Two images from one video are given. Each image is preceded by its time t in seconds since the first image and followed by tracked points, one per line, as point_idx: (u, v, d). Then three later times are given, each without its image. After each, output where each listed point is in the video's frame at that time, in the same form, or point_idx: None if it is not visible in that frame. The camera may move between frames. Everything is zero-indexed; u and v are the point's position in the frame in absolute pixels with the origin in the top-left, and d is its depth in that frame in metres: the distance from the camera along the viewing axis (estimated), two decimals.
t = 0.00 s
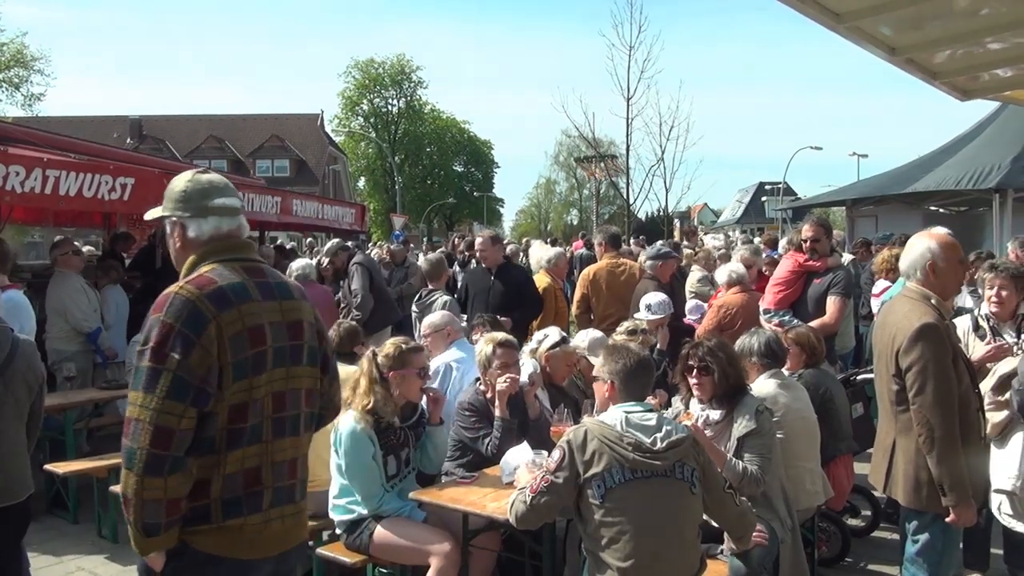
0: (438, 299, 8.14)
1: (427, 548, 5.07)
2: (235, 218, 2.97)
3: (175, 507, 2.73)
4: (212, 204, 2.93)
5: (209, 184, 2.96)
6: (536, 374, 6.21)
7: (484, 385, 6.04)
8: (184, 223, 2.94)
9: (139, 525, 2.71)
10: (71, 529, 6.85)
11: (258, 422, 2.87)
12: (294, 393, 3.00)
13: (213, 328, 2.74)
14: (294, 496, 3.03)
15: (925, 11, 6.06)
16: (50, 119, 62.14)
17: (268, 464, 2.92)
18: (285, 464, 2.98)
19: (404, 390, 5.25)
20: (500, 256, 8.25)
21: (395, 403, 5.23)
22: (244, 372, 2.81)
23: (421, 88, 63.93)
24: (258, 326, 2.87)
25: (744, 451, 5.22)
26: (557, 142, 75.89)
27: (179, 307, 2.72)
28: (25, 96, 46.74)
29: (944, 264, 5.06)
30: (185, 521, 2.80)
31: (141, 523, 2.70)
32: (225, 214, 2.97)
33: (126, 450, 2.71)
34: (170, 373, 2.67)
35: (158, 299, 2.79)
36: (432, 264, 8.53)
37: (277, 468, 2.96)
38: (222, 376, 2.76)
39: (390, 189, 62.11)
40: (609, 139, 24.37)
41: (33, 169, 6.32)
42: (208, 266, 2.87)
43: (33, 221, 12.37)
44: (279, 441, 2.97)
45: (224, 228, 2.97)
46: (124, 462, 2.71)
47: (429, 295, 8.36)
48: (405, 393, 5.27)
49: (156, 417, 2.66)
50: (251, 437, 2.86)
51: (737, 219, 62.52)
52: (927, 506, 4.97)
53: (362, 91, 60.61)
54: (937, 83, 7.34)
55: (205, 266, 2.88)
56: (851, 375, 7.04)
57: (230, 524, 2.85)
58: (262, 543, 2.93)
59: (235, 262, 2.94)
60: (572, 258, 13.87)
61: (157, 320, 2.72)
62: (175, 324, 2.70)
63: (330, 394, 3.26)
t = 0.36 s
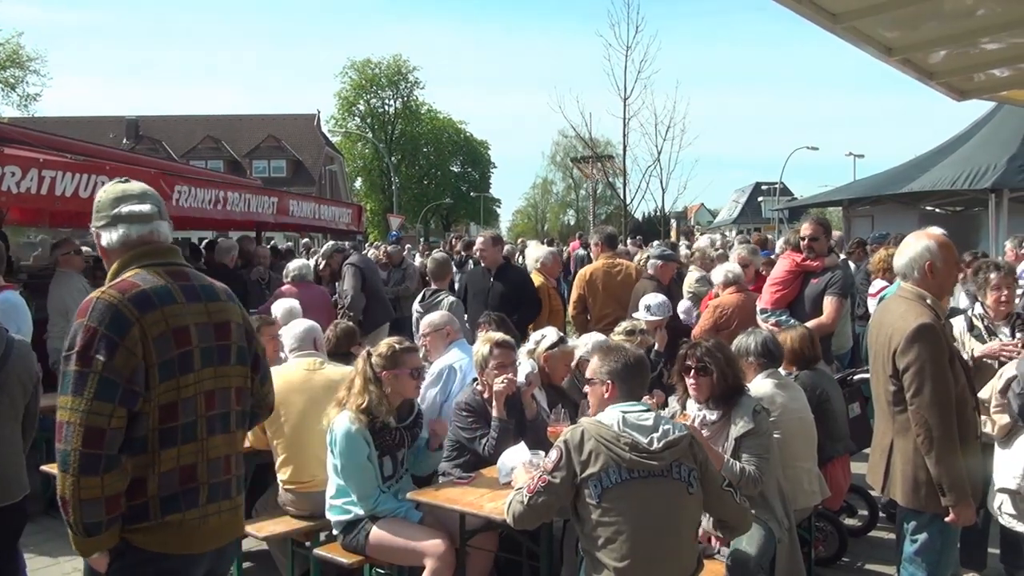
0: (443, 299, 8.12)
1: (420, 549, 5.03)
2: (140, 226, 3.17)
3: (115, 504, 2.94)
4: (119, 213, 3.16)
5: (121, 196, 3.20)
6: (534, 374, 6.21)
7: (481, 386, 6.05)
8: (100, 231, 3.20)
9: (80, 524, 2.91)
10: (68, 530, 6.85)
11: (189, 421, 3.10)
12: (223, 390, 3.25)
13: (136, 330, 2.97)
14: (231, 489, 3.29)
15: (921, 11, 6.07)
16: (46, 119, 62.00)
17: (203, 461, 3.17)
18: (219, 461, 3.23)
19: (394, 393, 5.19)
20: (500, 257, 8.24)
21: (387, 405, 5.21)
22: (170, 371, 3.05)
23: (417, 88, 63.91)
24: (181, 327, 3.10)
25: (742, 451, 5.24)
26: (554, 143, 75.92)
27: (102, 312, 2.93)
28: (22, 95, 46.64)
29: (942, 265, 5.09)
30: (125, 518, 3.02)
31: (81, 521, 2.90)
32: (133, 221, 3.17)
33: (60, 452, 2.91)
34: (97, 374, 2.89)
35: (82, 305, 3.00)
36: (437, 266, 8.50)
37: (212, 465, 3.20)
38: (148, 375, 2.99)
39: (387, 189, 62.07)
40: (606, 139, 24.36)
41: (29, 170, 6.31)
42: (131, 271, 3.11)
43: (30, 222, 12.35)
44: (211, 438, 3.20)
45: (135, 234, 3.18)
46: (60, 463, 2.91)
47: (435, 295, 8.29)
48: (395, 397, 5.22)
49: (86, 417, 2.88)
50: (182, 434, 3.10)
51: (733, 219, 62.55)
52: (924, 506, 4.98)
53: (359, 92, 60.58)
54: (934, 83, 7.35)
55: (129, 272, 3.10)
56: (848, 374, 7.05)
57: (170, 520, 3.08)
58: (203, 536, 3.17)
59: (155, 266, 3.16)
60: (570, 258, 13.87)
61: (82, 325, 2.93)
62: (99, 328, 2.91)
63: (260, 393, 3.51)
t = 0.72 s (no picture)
0: (449, 299, 8.12)
1: (420, 547, 5.01)
2: (98, 217, 3.35)
3: (56, 478, 3.11)
4: (78, 204, 3.34)
5: (81, 189, 3.38)
6: (536, 373, 6.21)
7: (483, 385, 6.04)
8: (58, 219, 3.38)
9: (21, 494, 3.07)
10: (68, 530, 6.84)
11: (132, 404, 3.29)
12: (170, 377, 3.44)
13: (91, 315, 3.16)
14: (169, 474, 3.47)
15: (921, 10, 6.07)
16: (46, 119, 61.99)
17: (143, 443, 3.35)
18: (159, 445, 3.41)
19: (399, 392, 5.20)
20: (500, 257, 8.24)
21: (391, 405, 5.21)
22: (121, 355, 3.24)
23: (418, 87, 63.91)
24: (134, 315, 3.29)
25: (741, 448, 5.25)
26: (554, 142, 75.92)
27: (60, 295, 3.12)
28: (22, 96, 46.67)
29: (940, 263, 5.10)
30: (65, 493, 3.19)
31: (22, 492, 3.07)
32: (91, 213, 3.35)
33: (8, 423, 3.08)
34: (49, 353, 3.07)
35: (40, 288, 3.18)
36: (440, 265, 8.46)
37: (152, 448, 3.38)
38: (98, 358, 3.17)
39: (387, 189, 62.05)
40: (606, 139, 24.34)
41: (29, 170, 6.31)
42: (89, 260, 3.29)
43: (31, 223, 12.37)
44: (154, 422, 3.39)
45: (92, 225, 3.35)
46: (6, 435, 3.08)
47: (440, 296, 8.25)
48: (398, 398, 5.22)
49: (36, 393, 3.05)
50: (127, 417, 3.28)
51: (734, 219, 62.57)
52: (924, 505, 4.98)
53: (360, 92, 60.58)
54: (934, 83, 7.34)
55: (87, 260, 3.29)
56: (849, 374, 7.05)
57: (106, 498, 3.25)
58: (139, 517, 3.36)
59: (113, 257, 3.36)
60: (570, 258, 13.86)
61: (38, 305, 3.11)
62: (55, 310, 3.10)
63: (202, 383, 3.71)
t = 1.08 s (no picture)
0: (450, 300, 8.11)
1: (419, 546, 4.99)
2: (45, 215, 3.40)
3: (3, 476, 3.09)
4: (24, 203, 3.40)
5: (27, 188, 3.44)
6: (536, 373, 6.20)
7: (483, 385, 6.05)
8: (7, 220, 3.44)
9: None
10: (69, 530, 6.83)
11: (81, 402, 3.31)
12: (120, 376, 3.47)
13: (41, 313, 3.19)
14: (117, 471, 3.48)
15: (921, 10, 6.07)
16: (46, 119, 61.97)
17: (91, 441, 3.36)
18: (107, 443, 3.42)
19: (404, 388, 5.20)
20: (500, 256, 8.24)
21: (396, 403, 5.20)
22: (71, 354, 3.27)
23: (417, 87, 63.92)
24: (84, 313, 3.33)
25: (740, 449, 5.26)
26: (554, 142, 75.92)
27: (11, 293, 3.15)
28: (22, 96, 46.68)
29: (938, 264, 5.12)
30: (12, 490, 3.18)
31: None
32: (38, 211, 3.41)
33: None
34: None
35: None
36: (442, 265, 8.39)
37: (100, 446, 3.39)
38: (48, 356, 3.20)
39: (387, 189, 62.04)
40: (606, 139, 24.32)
41: (29, 169, 6.28)
42: (39, 259, 3.33)
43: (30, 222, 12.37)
44: (103, 421, 3.41)
45: (39, 224, 3.40)
46: None
47: (441, 296, 8.23)
48: (403, 395, 5.22)
49: None
50: (77, 414, 3.31)
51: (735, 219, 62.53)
52: (923, 505, 4.98)
53: (360, 92, 60.58)
54: (933, 83, 7.34)
55: (37, 259, 3.32)
56: (849, 374, 7.04)
57: (52, 495, 3.25)
58: (86, 515, 3.36)
59: (64, 256, 3.40)
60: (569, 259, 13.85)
61: None
62: (5, 308, 3.12)
63: (151, 382, 3.74)
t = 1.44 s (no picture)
0: (445, 300, 8.14)
1: (421, 547, 4.99)
2: None
3: None
4: None
5: None
6: (536, 374, 6.21)
7: (482, 386, 6.07)
8: None
9: None
10: (69, 531, 6.82)
11: None
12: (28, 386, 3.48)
13: None
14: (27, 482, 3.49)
15: (921, 11, 6.06)
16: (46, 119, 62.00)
17: None
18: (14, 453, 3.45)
19: (415, 388, 5.22)
20: (501, 257, 8.19)
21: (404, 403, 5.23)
22: None
23: (417, 87, 63.94)
24: None
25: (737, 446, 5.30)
26: (555, 142, 75.92)
27: None
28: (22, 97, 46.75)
29: (938, 264, 5.12)
30: None
31: None
32: None
33: None
34: None
35: None
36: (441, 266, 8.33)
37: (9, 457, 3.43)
38: None
39: (387, 189, 62.05)
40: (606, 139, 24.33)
41: (29, 170, 6.25)
42: None
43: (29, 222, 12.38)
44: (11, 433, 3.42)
45: None
46: None
47: (438, 297, 8.25)
48: (412, 394, 5.24)
49: None
50: None
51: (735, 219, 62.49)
52: (923, 504, 4.98)
53: (359, 92, 60.60)
54: (933, 83, 7.34)
55: None
56: (849, 375, 7.04)
57: None
58: None
59: None
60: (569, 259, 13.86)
61: None
62: None
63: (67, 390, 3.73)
